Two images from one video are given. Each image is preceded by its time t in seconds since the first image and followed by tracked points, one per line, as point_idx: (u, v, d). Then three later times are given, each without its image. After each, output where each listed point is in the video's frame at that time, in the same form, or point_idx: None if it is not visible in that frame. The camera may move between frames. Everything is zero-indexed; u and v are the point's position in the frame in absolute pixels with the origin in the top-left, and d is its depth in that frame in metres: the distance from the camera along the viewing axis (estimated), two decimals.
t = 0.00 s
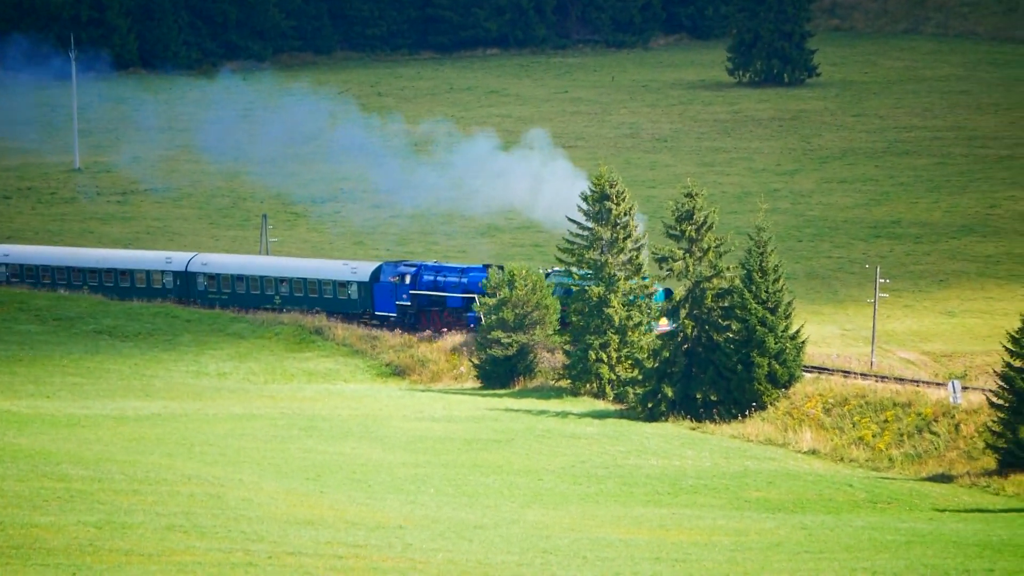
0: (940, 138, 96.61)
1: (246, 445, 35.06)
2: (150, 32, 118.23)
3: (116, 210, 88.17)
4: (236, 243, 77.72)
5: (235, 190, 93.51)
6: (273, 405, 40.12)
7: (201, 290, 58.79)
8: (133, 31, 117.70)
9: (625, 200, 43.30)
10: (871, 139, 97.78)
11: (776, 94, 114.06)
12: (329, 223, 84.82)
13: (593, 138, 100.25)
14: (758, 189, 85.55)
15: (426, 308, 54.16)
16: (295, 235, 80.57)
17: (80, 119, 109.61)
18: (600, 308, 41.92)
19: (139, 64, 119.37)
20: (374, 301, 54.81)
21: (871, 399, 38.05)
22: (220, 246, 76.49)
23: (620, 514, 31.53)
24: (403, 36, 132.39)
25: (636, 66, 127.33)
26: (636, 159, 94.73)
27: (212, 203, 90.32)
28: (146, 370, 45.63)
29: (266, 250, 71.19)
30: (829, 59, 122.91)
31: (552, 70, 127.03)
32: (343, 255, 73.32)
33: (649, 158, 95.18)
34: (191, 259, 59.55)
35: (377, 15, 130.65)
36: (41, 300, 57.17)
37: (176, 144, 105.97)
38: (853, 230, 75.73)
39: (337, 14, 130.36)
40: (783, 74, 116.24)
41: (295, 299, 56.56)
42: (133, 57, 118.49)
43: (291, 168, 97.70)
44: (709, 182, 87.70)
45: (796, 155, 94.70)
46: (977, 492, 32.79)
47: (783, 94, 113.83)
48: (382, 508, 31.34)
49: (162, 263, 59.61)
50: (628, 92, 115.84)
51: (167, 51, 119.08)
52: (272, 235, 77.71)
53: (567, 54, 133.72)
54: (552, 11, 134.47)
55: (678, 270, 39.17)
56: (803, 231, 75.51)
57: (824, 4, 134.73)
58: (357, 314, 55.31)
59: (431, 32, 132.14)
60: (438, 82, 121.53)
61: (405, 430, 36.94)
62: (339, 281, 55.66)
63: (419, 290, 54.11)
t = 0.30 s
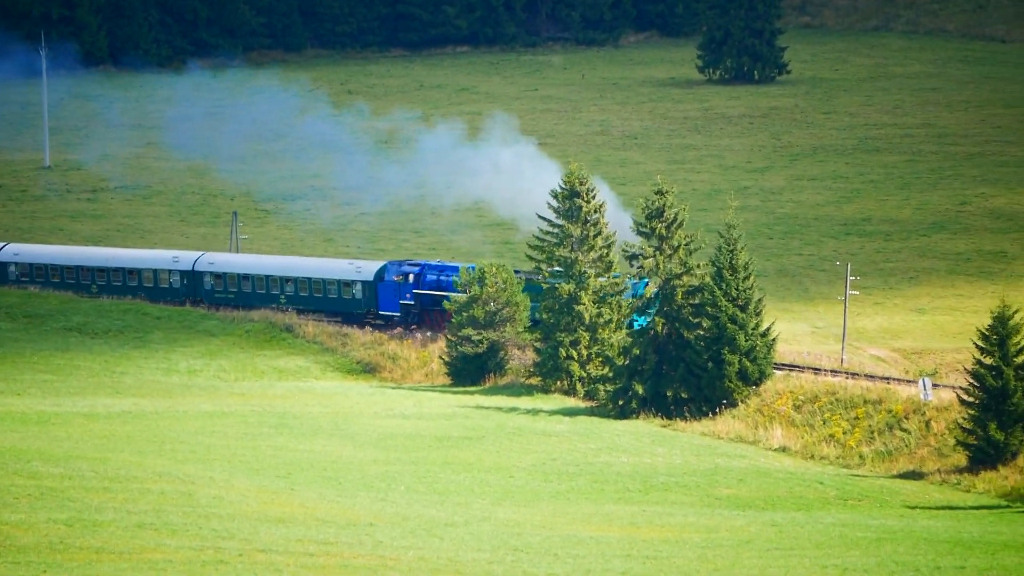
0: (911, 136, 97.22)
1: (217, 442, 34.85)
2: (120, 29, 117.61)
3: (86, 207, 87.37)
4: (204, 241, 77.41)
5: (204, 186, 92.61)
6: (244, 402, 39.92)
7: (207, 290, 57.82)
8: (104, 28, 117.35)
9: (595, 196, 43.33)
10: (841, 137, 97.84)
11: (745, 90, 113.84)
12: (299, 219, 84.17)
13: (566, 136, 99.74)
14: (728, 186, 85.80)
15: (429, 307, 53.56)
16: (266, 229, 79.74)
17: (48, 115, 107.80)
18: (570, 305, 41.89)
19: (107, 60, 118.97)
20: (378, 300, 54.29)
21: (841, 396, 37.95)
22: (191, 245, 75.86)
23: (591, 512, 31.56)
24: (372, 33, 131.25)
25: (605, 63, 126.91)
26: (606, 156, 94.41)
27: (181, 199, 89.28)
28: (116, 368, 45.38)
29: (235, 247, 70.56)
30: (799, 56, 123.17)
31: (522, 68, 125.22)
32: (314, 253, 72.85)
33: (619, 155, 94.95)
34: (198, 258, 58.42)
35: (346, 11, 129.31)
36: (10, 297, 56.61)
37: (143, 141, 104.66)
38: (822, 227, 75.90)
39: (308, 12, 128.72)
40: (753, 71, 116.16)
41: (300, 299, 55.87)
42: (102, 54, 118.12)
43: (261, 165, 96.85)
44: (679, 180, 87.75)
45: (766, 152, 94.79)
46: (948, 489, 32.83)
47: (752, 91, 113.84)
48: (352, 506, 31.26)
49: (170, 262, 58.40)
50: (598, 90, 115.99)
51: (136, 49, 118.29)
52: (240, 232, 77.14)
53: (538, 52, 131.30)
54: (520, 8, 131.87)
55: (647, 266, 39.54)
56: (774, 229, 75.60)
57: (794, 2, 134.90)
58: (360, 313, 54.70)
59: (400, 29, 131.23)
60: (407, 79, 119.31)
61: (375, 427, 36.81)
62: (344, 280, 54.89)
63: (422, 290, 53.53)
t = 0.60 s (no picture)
0: (889, 134, 95.95)
1: (196, 440, 34.93)
2: (99, 26, 113.89)
3: (64, 204, 85.87)
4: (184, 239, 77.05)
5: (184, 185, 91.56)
6: (225, 400, 39.94)
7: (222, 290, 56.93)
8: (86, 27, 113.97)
9: (575, 194, 43.25)
10: (821, 134, 96.94)
11: (723, 88, 112.26)
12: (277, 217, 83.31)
13: (545, 133, 98.12)
14: (708, 184, 85.23)
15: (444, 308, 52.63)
16: (245, 229, 79.23)
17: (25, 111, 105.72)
18: (550, 303, 41.87)
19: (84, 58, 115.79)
20: (391, 300, 53.38)
21: (821, 394, 37.98)
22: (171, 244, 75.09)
23: (571, 509, 31.64)
24: (353, 31, 127.59)
25: (585, 62, 125.05)
26: (586, 154, 93.09)
27: (160, 198, 88.03)
28: (95, 366, 45.38)
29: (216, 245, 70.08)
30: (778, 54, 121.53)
31: (501, 66, 123.17)
32: (294, 250, 72.30)
33: (599, 154, 93.78)
34: (214, 258, 57.60)
35: (326, 8, 125.36)
36: None
37: (117, 139, 102.62)
38: (801, 225, 75.45)
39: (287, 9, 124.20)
40: (733, 69, 114.36)
41: (314, 299, 54.92)
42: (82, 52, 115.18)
43: (239, 163, 96.16)
44: (658, 177, 86.91)
45: (745, 150, 94.04)
46: (927, 486, 32.85)
47: (731, 90, 111.87)
48: (331, 503, 31.36)
49: (186, 261, 57.58)
50: (578, 87, 114.67)
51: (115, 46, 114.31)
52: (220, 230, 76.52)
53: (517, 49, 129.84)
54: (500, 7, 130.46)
55: (627, 264, 39.76)
56: (752, 227, 75.19)
57: None
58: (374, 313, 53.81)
59: (379, 27, 127.87)
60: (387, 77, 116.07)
61: (355, 426, 36.84)
62: (356, 280, 53.92)
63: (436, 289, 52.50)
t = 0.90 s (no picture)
0: (870, 130, 91.26)
1: (178, 436, 35.03)
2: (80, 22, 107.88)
3: (46, 201, 82.32)
4: (166, 234, 74.84)
5: (166, 177, 89.31)
6: (206, 397, 39.92)
7: (239, 289, 54.58)
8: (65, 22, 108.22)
9: (557, 190, 43.10)
10: (803, 130, 92.65)
11: (706, 86, 105.76)
12: (259, 214, 81.12)
13: (523, 130, 93.37)
14: (690, 180, 82.05)
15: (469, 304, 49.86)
16: (228, 226, 77.28)
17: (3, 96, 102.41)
18: (532, 299, 41.90)
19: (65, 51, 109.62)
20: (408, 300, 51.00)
21: (802, 389, 37.92)
22: (147, 237, 73.63)
23: (552, 505, 31.70)
24: (336, 26, 119.20)
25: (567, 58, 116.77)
26: (568, 151, 88.31)
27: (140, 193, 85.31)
28: (76, 362, 45.36)
29: (197, 241, 69.20)
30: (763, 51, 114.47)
31: (484, 62, 114.69)
32: (271, 246, 71.00)
33: (581, 150, 88.67)
34: (231, 256, 55.16)
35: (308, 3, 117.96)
36: None
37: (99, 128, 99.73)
38: (784, 220, 73.46)
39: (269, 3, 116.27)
40: (716, 65, 107.67)
41: (328, 298, 52.59)
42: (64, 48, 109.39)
43: (222, 158, 93.41)
44: (640, 173, 83.62)
45: (726, 146, 90.09)
46: (909, 482, 33.05)
47: (714, 87, 105.36)
48: (313, 499, 31.46)
49: (203, 260, 55.09)
50: (558, 83, 107.83)
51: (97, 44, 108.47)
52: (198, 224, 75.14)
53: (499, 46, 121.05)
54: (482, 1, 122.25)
55: (610, 261, 39.59)
56: (734, 222, 73.43)
57: None
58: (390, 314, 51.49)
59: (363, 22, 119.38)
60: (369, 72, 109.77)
61: (336, 423, 36.83)
62: (371, 279, 51.61)
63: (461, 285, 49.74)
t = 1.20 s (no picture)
0: (847, 122, 91.49)
1: (155, 429, 34.97)
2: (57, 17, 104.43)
3: (21, 193, 81.61)
4: (141, 226, 74.36)
5: (142, 170, 88.90)
6: (182, 390, 39.86)
7: (250, 284, 53.90)
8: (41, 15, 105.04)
9: (533, 183, 43.26)
10: (780, 123, 92.66)
11: (682, 79, 105.58)
12: (235, 208, 80.74)
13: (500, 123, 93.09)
14: (667, 173, 81.47)
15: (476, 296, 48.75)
16: (203, 219, 77.08)
17: None
18: (508, 292, 41.91)
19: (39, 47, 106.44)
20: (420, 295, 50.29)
21: (779, 381, 37.84)
22: (123, 230, 73.06)
23: (530, 498, 31.67)
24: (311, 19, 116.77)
25: (543, 50, 116.15)
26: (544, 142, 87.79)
27: (115, 185, 84.86)
28: (52, 355, 45.25)
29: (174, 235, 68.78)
30: (738, 43, 114.47)
31: (459, 55, 113.52)
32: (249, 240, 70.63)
33: (557, 142, 87.82)
34: (243, 250, 54.49)
35: None
36: None
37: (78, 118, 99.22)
38: (761, 214, 73.24)
39: None
40: (691, 58, 107.89)
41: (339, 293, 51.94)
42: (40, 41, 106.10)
43: (198, 151, 92.98)
44: (616, 166, 83.02)
45: (703, 139, 90.07)
46: (885, 475, 33.10)
47: (691, 80, 105.37)
48: (290, 492, 31.42)
49: (216, 254, 54.43)
50: (535, 76, 107.21)
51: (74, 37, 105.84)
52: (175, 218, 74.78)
53: (475, 39, 119.28)
54: None
55: (586, 253, 40.22)
56: (711, 215, 73.28)
57: None
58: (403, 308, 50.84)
59: (338, 15, 117.14)
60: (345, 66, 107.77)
61: (315, 416, 36.78)
62: (381, 274, 50.98)
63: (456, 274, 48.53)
